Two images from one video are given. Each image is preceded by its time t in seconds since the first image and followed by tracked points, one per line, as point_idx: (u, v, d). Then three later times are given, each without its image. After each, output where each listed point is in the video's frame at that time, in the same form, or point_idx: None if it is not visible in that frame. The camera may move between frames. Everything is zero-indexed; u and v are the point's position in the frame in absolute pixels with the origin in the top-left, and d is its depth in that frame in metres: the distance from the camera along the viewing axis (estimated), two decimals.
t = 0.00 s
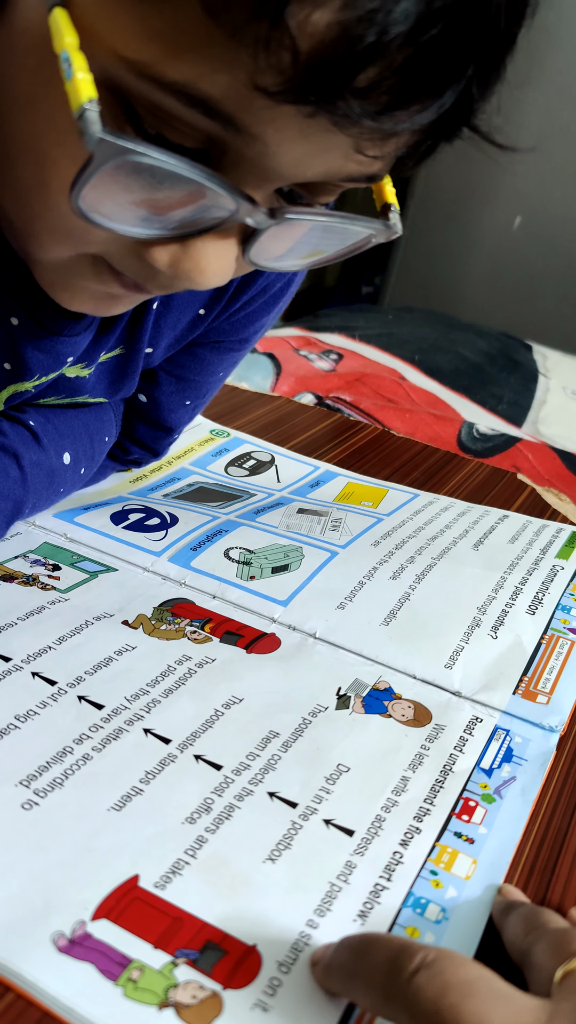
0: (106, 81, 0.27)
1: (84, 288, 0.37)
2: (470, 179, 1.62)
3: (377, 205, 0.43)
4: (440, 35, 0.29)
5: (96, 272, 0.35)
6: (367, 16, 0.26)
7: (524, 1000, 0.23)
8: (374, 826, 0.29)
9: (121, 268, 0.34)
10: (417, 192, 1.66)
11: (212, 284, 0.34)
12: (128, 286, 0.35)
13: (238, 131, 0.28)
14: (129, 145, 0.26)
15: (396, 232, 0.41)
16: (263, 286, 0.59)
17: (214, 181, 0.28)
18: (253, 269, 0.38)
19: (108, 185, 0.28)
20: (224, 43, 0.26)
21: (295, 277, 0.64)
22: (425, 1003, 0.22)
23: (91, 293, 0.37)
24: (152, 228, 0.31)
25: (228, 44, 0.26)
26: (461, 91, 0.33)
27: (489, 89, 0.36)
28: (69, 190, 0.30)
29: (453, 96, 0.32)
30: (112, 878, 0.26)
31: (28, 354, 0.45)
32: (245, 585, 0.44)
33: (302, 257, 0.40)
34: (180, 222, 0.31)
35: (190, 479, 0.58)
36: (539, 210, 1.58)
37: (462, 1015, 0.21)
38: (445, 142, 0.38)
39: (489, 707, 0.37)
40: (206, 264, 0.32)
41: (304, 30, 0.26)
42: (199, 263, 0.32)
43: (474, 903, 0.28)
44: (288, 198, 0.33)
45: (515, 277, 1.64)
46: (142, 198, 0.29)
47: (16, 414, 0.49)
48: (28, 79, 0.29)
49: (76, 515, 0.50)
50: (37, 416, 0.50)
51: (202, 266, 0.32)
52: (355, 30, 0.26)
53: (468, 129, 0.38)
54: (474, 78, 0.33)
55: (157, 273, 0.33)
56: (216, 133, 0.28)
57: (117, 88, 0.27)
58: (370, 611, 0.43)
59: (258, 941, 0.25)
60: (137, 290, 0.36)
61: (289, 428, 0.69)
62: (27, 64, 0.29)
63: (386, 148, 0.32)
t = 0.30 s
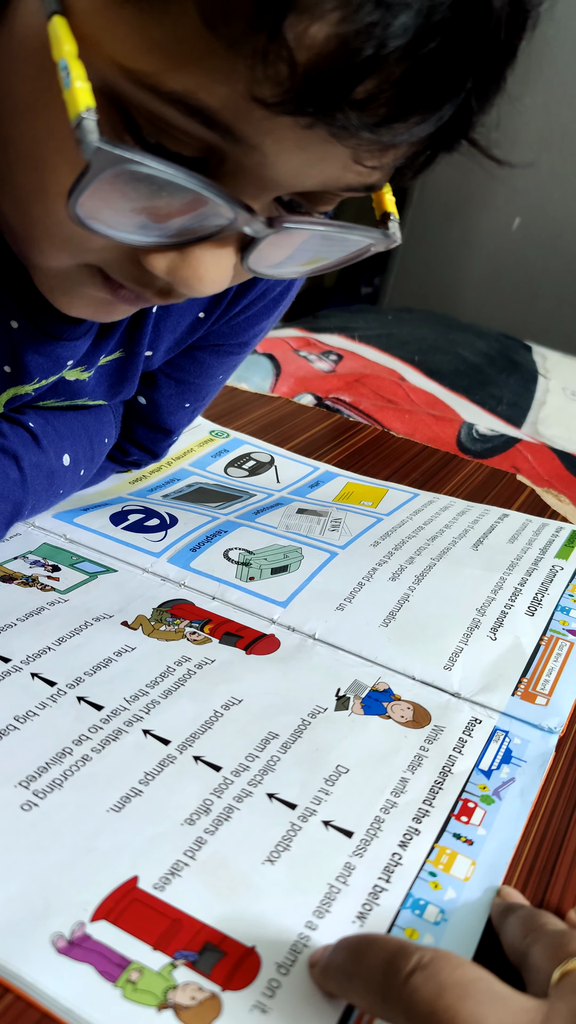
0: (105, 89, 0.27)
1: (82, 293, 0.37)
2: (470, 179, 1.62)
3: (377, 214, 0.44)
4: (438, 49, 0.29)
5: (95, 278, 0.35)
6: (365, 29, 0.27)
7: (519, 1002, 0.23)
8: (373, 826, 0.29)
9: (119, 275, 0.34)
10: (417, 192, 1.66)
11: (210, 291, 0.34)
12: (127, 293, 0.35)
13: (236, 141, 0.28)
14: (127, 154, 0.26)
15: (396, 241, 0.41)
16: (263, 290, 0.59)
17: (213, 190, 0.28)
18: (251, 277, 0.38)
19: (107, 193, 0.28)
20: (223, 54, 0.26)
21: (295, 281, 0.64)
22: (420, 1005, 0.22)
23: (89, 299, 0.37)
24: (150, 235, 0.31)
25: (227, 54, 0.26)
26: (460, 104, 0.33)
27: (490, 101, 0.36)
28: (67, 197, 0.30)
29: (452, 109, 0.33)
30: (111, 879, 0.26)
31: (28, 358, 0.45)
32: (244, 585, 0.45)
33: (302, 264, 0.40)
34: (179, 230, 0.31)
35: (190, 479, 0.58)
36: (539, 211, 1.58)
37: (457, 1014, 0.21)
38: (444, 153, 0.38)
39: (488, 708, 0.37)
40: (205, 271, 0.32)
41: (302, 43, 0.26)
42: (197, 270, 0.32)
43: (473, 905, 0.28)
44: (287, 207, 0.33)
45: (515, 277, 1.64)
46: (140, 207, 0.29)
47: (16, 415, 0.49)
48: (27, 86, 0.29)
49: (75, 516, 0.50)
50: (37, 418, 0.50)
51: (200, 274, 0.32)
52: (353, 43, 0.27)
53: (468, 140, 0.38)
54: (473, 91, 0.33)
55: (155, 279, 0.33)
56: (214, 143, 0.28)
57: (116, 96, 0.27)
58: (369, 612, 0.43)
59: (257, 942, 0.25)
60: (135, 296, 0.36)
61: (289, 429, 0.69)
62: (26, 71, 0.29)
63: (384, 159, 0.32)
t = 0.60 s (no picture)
0: (105, 93, 0.27)
1: (81, 296, 0.37)
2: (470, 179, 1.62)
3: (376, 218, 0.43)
4: (437, 55, 0.29)
5: (93, 281, 0.35)
6: (364, 36, 0.27)
7: (519, 1004, 0.23)
8: (372, 826, 0.29)
9: (118, 279, 0.34)
10: (416, 192, 1.66)
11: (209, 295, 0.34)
12: (125, 297, 0.36)
13: (234, 145, 0.28)
14: (125, 158, 0.27)
15: (394, 245, 0.41)
16: (262, 293, 0.59)
17: (211, 195, 0.29)
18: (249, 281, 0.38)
19: (106, 198, 0.28)
20: (222, 59, 0.26)
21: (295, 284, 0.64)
22: (419, 1006, 0.22)
23: (88, 303, 0.37)
24: (149, 239, 0.31)
25: (225, 59, 0.26)
26: (459, 110, 0.33)
27: (488, 107, 0.36)
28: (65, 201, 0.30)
29: (451, 114, 0.33)
30: (111, 879, 0.26)
31: (28, 361, 0.45)
32: (243, 585, 0.45)
33: (301, 268, 0.40)
34: (177, 234, 0.31)
35: (189, 479, 0.58)
36: (538, 211, 1.58)
37: (455, 1015, 0.21)
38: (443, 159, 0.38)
39: (487, 708, 0.37)
40: (203, 276, 0.32)
41: (301, 48, 0.26)
42: (195, 274, 0.32)
43: (472, 905, 0.28)
44: (286, 211, 0.33)
45: (514, 277, 1.65)
46: (139, 211, 0.29)
47: (16, 417, 0.49)
48: (26, 91, 0.30)
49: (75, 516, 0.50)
50: (36, 419, 0.50)
51: (199, 278, 0.32)
52: (352, 49, 0.27)
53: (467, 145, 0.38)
54: (472, 97, 0.33)
55: (153, 282, 0.33)
56: (213, 147, 0.28)
57: (116, 100, 0.27)
58: (369, 612, 0.43)
59: (256, 942, 0.25)
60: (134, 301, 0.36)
61: (288, 429, 0.69)
62: (25, 75, 0.29)
63: (383, 164, 0.32)
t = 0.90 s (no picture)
0: (102, 98, 0.27)
1: (79, 299, 0.37)
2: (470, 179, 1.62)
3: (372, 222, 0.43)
4: (433, 64, 0.29)
5: (91, 283, 0.35)
6: (361, 44, 0.27)
7: (517, 1007, 0.23)
8: (372, 827, 0.29)
9: (115, 283, 0.34)
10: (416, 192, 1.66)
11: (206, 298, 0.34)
12: (123, 300, 0.36)
13: (231, 151, 0.28)
14: (123, 165, 0.27)
15: (391, 248, 0.41)
16: (261, 294, 0.59)
17: (208, 200, 0.29)
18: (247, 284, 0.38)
19: (103, 203, 0.28)
20: (219, 66, 0.26)
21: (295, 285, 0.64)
22: (420, 1009, 0.22)
23: (85, 306, 0.37)
24: (145, 243, 0.31)
25: (222, 65, 0.26)
26: (454, 118, 0.33)
27: (483, 116, 0.36)
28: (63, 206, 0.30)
29: (447, 122, 0.33)
30: (112, 879, 0.26)
31: (28, 362, 0.45)
32: (243, 585, 0.45)
33: (299, 270, 0.40)
34: (174, 238, 0.31)
35: (189, 479, 0.58)
36: (538, 211, 1.58)
37: (457, 1017, 0.22)
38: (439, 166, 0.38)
39: (486, 708, 0.37)
40: (200, 279, 0.32)
41: (298, 56, 0.26)
42: (192, 278, 0.32)
43: (472, 905, 0.28)
44: (283, 215, 0.33)
45: (514, 277, 1.65)
46: (137, 216, 0.29)
47: (16, 417, 0.49)
48: (24, 95, 0.30)
49: (75, 517, 0.50)
50: (36, 419, 0.50)
51: (196, 282, 0.32)
52: (348, 57, 0.27)
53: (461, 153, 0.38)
54: (468, 105, 0.33)
55: (151, 285, 0.33)
56: (210, 152, 0.28)
57: (114, 105, 0.27)
58: (369, 612, 0.43)
59: (256, 943, 0.25)
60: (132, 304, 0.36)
61: (288, 429, 0.69)
62: (23, 79, 0.29)
63: (379, 172, 0.32)
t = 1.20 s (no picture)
0: (98, 91, 0.27)
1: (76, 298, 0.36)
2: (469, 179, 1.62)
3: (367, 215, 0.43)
4: (427, 49, 0.29)
5: (89, 281, 0.35)
6: (356, 30, 0.27)
7: (518, 1007, 0.23)
8: (373, 827, 0.29)
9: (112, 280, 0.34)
10: (416, 193, 1.66)
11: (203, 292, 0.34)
12: (121, 300, 0.35)
13: (228, 142, 0.28)
14: (119, 155, 0.27)
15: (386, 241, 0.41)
16: (259, 290, 0.59)
17: (204, 191, 0.29)
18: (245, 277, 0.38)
19: (99, 195, 0.28)
20: (215, 54, 0.26)
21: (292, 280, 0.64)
22: (422, 1010, 0.22)
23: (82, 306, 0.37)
24: (143, 238, 0.31)
25: (218, 54, 0.26)
26: (449, 104, 0.33)
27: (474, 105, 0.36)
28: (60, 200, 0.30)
29: (441, 109, 0.33)
30: (112, 879, 0.26)
31: (27, 361, 0.45)
32: (243, 585, 0.45)
33: (294, 266, 0.40)
34: (171, 231, 0.31)
35: (189, 479, 0.58)
36: (538, 210, 1.58)
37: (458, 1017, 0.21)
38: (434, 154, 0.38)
39: (487, 708, 0.37)
40: (197, 274, 0.32)
41: (293, 43, 0.26)
42: (189, 273, 0.32)
43: (472, 905, 0.28)
44: (279, 209, 0.33)
45: (515, 277, 1.65)
46: (133, 209, 0.29)
47: (15, 416, 0.49)
48: (19, 91, 0.30)
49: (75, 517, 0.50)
50: (35, 418, 0.50)
51: (193, 276, 0.32)
52: (343, 43, 0.27)
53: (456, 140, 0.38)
54: (462, 91, 0.33)
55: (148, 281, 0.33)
56: (206, 144, 0.28)
57: (110, 98, 0.27)
58: (369, 612, 0.43)
59: (256, 943, 0.25)
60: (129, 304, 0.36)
61: (288, 429, 0.69)
62: (19, 75, 0.29)
63: (372, 161, 0.32)
